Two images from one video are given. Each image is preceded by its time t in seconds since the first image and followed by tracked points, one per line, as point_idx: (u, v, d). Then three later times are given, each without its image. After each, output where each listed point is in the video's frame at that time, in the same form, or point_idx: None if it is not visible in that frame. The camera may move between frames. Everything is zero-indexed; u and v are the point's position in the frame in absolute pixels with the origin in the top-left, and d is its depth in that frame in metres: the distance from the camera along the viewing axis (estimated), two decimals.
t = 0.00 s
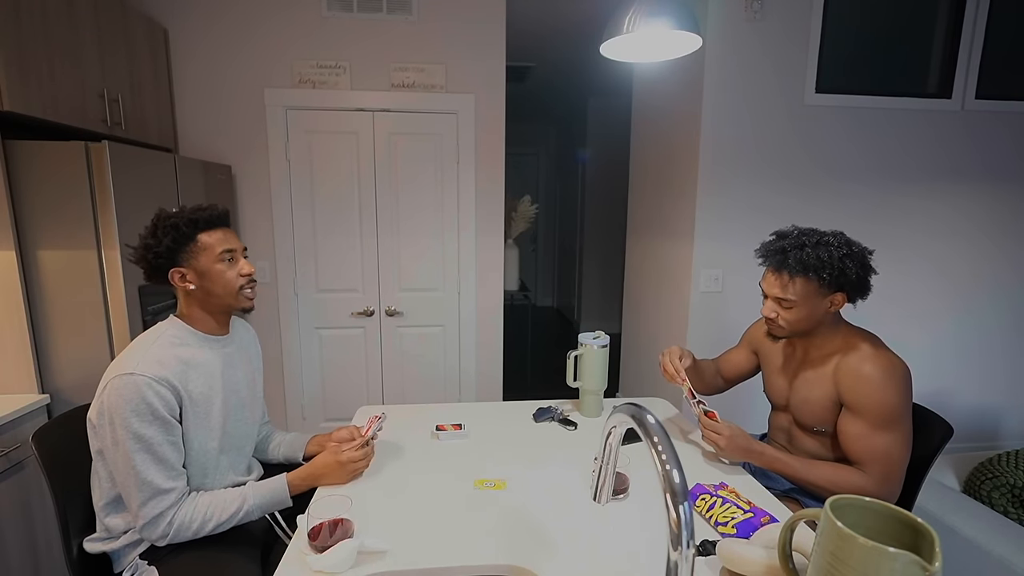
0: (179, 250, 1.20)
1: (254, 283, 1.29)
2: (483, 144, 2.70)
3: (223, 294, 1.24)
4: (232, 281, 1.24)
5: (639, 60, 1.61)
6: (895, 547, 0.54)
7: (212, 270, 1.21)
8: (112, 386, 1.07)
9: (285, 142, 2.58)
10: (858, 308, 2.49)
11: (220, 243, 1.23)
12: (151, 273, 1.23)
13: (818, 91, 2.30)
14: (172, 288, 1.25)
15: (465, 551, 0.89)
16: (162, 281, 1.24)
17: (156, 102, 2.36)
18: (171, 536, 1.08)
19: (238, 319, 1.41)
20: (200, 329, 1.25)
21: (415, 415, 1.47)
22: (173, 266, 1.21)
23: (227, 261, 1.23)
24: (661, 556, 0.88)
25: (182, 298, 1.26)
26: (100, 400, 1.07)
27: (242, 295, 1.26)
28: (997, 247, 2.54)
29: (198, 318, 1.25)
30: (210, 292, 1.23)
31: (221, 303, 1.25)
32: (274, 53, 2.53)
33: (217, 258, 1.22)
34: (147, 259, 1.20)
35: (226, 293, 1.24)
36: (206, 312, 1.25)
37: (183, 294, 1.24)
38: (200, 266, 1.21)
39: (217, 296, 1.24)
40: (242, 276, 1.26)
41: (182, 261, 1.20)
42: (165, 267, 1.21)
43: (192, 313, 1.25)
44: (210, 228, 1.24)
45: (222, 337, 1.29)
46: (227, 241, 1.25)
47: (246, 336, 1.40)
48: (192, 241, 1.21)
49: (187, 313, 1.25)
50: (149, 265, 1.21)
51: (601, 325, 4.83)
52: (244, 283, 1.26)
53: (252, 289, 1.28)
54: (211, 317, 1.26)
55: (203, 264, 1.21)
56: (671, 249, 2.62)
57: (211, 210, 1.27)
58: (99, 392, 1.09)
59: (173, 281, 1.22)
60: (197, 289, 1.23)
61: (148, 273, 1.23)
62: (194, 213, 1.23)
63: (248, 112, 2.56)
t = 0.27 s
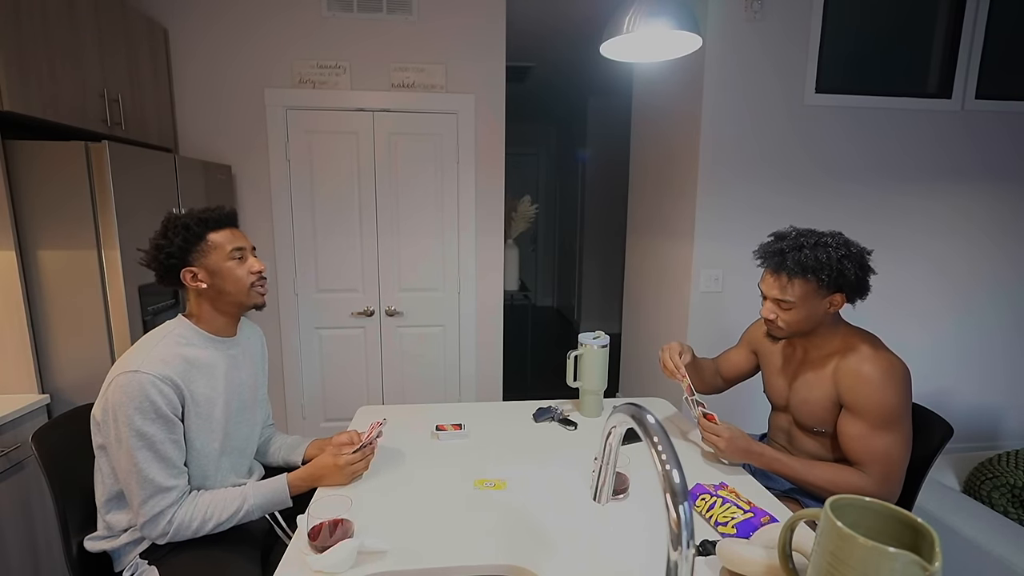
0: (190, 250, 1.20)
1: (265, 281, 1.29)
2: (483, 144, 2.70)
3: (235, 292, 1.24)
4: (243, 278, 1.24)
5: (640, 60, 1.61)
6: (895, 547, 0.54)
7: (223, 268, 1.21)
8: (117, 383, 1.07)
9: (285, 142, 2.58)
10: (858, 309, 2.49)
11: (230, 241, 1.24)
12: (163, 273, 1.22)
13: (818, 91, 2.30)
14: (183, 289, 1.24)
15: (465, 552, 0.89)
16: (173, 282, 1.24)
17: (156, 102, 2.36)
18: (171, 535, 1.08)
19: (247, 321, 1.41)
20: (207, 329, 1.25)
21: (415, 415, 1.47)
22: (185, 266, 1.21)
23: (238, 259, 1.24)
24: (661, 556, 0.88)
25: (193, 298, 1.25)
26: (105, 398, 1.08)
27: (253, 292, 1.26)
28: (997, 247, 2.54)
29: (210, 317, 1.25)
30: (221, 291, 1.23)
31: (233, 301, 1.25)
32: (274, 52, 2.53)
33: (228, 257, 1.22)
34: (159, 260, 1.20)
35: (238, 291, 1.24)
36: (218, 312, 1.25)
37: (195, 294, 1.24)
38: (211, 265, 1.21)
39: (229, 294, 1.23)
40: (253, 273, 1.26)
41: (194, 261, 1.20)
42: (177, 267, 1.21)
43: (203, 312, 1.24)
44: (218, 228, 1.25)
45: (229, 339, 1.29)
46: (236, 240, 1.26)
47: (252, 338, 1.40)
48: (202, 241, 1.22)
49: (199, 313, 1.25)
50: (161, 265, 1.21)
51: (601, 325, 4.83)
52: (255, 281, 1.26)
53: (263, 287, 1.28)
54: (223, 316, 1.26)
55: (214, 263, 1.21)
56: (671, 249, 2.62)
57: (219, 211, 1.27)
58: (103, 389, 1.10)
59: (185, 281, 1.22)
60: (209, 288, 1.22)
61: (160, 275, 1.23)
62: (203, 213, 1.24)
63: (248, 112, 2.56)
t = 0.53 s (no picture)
0: (196, 250, 1.20)
1: (269, 279, 1.30)
2: (483, 144, 2.70)
3: (241, 291, 1.24)
4: (248, 277, 1.24)
5: (640, 60, 1.61)
6: (895, 547, 0.54)
7: (229, 267, 1.22)
8: (120, 381, 1.08)
9: (285, 143, 2.58)
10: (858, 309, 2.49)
11: (234, 241, 1.24)
12: (168, 275, 1.22)
13: (818, 91, 2.30)
14: (189, 290, 1.24)
15: (465, 552, 0.89)
16: (179, 283, 1.23)
17: (156, 102, 2.36)
18: (170, 533, 1.08)
19: (250, 322, 1.41)
20: (212, 329, 1.25)
21: (415, 415, 1.47)
22: (190, 266, 1.21)
23: (243, 258, 1.24)
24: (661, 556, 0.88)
25: (199, 299, 1.25)
26: (108, 395, 1.08)
27: (259, 291, 1.27)
28: (998, 247, 2.54)
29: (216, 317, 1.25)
30: (227, 291, 1.23)
31: (239, 300, 1.25)
32: (274, 52, 2.53)
33: (233, 256, 1.22)
34: (165, 261, 1.20)
35: (244, 289, 1.24)
36: (224, 311, 1.25)
37: (201, 294, 1.23)
38: (217, 265, 1.21)
39: (235, 294, 1.24)
40: (258, 272, 1.26)
41: (200, 261, 1.20)
42: (183, 268, 1.21)
43: (209, 312, 1.24)
44: (223, 228, 1.25)
45: (232, 339, 1.29)
46: (241, 239, 1.26)
47: (254, 338, 1.40)
48: (208, 241, 1.22)
49: (205, 313, 1.25)
50: (167, 266, 1.20)
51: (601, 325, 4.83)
52: (260, 279, 1.27)
53: (268, 285, 1.29)
54: (229, 315, 1.26)
55: (220, 262, 1.21)
56: (671, 249, 2.62)
57: (223, 212, 1.27)
58: (106, 387, 1.10)
59: (191, 282, 1.22)
60: (215, 287, 1.22)
61: (165, 276, 1.22)
62: (207, 214, 1.24)
63: (248, 112, 2.56)
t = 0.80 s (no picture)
0: (193, 251, 1.20)
1: (268, 275, 1.29)
2: (483, 144, 2.70)
3: (240, 289, 1.24)
4: (246, 274, 1.24)
5: (640, 60, 1.61)
6: (895, 547, 0.54)
7: (226, 266, 1.22)
8: (122, 378, 1.08)
9: (285, 143, 2.58)
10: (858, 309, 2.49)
11: (230, 240, 1.24)
12: (168, 278, 1.22)
13: (818, 91, 2.30)
14: (189, 292, 1.24)
15: (465, 552, 0.89)
16: (179, 286, 1.23)
17: (156, 102, 2.36)
18: (170, 531, 1.08)
19: (252, 322, 1.41)
20: (214, 329, 1.25)
21: (415, 415, 1.47)
22: (189, 268, 1.21)
23: (240, 255, 1.24)
24: (661, 556, 0.88)
25: (200, 301, 1.25)
26: (110, 391, 1.08)
27: (258, 287, 1.26)
28: (998, 247, 2.54)
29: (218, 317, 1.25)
30: (227, 290, 1.23)
31: (239, 297, 1.25)
32: (274, 52, 2.53)
33: (230, 255, 1.22)
34: (164, 264, 1.20)
35: (243, 287, 1.24)
36: (225, 310, 1.25)
37: (201, 295, 1.23)
38: (215, 264, 1.21)
39: (235, 292, 1.23)
40: (256, 268, 1.26)
41: (197, 261, 1.20)
42: (182, 269, 1.21)
43: (210, 312, 1.24)
44: (218, 228, 1.25)
45: (234, 339, 1.29)
46: (237, 238, 1.26)
47: (255, 338, 1.40)
48: (204, 241, 1.21)
49: (207, 313, 1.25)
50: (167, 269, 1.21)
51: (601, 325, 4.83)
52: (259, 275, 1.26)
53: (267, 281, 1.28)
54: (230, 314, 1.26)
55: (218, 261, 1.21)
56: (671, 249, 2.62)
57: (216, 212, 1.27)
58: (109, 383, 1.10)
59: (191, 283, 1.22)
60: (215, 287, 1.22)
61: (166, 280, 1.23)
62: (201, 215, 1.24)
63: (248, 112, 2.56)
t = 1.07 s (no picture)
0: (191, 253, 1.20)
1: (266, 275, 1.29)
2: (483, 144, 2.70)
3: (238, 289, 1.24)
4: (244, 275, 1.24)
5: (640, 60, 1.61)
6: (895, 547, 0.54)
7: (224, 267, 1.22)
8: (124, 375, 1.08)
9: (285, 143, 2.58)
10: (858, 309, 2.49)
11: (228, 241, 1.24)
12: (167, 279, 1.23)
13: (818, 91, 2.30)
14: (188, 292, 1.25)
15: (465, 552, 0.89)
16: (178, 287, 1.24)
17: (156, 102, 2.36)
18: (170, 528, 1.08)
19: (252, 322, 1.41)
20: (213, 327, 1.25)
21: (416, 415, 1.47)
22: (187, 269, 1.21)
23: (238, 256, 1.23)
24: (661, 556, 0.87)
25: (199, 301, 1.26)
26: (112, 388, 1.08)
27: (255, 287, 1.26)
28: (998, 247, 2.54)
29: (216, 317, 1.25)
30: (224, 290, 1.23)
31: (237, 298, 1.24)
32: (274, 52, 2.53)
33: (228, 256, 1.22)
34: (162, 266, 1.21)
35: (241, 287, 1.24)
36: (223, 309, 1.25)
37: (200, 295, 1.24)
38: (213, 265, 1.21)
39: (232, 292, 1.23)
40: (253, 269, 1.25)
41: (195, 262, 1.20)
42: (180, 271, 1.21)
43: (208, 311, 1.24)
44: (216, 229, 1.24)
45: (233, 337, 1.29)
46: (235, 239, 1.26)
47: (255, 338, 1.40)
48: (202, 243, 1.21)
49: (205, 313, 1.25)
50: (165, 271, 1.21)
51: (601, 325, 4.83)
52: (256, 276, 1.26)
53: (265, 281, 1.28)
54: (228, 313, 1.26)
55: (215, 262, 1.21)
56: (671, 249, 2.62)
57: (215, 213, 1.27)
58: (110, 379, 1.10)
59: (189, 284, 1.22)
60: (212, 288, 1.23)
61: (165, 281, 1.23)
62: (198, 216, 1.23)
63: (248, 112, 2.56)
